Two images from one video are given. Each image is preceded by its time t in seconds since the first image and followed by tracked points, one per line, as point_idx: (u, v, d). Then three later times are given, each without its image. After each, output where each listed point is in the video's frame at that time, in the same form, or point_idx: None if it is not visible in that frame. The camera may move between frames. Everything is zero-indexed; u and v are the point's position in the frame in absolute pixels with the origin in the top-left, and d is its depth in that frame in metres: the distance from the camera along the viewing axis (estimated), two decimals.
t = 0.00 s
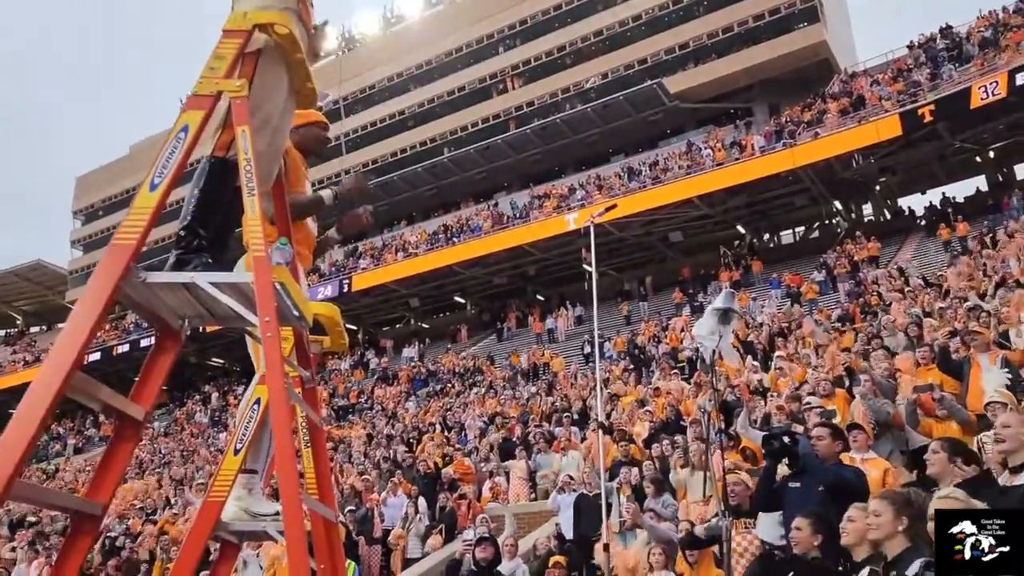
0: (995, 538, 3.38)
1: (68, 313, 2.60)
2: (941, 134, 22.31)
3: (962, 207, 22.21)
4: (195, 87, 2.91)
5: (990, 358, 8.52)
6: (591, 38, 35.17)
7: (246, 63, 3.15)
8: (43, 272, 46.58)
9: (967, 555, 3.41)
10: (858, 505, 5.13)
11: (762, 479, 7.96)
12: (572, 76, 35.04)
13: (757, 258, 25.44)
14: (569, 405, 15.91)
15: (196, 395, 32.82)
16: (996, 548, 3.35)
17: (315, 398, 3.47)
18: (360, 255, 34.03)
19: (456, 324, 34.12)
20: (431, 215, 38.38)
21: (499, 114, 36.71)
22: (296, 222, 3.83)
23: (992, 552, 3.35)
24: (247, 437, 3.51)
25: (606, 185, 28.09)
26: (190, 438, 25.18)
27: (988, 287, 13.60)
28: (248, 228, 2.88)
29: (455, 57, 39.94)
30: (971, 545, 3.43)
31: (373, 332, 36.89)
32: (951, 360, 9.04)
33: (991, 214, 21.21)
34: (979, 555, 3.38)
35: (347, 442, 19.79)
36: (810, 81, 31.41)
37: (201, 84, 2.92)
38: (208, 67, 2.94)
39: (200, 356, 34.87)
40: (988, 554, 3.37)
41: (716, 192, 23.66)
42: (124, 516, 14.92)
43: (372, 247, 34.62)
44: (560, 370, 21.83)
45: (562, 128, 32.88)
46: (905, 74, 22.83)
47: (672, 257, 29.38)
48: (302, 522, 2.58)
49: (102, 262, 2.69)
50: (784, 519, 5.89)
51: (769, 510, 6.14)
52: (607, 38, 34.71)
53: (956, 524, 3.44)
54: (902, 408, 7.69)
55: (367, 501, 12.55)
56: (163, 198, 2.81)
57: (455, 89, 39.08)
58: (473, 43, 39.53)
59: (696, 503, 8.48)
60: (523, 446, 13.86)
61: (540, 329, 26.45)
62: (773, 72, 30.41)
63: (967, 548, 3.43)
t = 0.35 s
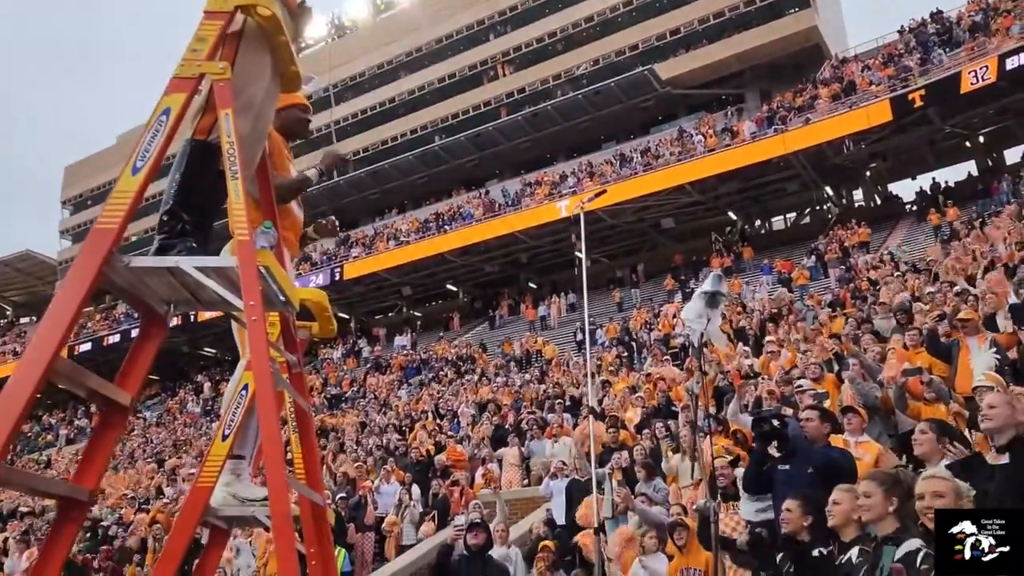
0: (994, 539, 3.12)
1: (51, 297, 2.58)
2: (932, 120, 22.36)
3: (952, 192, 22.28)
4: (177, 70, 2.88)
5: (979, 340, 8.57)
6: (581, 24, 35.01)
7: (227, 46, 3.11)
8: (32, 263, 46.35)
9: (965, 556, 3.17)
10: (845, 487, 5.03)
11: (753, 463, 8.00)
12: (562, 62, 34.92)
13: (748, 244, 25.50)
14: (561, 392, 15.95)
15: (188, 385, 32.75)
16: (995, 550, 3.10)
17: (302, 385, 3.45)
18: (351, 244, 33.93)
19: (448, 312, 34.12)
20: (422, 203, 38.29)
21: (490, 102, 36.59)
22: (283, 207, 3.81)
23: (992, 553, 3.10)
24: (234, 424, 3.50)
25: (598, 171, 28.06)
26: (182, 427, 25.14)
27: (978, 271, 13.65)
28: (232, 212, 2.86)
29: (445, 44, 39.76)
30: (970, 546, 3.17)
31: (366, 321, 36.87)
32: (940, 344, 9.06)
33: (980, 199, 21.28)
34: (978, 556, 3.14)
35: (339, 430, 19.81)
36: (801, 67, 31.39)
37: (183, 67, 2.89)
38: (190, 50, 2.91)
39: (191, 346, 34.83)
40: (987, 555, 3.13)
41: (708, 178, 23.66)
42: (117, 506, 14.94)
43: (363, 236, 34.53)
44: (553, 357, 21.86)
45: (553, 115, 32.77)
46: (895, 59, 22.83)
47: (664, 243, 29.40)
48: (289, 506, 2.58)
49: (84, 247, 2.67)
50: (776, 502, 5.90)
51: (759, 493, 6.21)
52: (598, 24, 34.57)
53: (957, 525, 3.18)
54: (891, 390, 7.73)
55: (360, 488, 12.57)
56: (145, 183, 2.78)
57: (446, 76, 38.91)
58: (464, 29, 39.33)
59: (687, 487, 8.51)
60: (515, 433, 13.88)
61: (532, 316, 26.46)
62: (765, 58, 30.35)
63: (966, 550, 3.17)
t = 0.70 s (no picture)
0: (993, 538, 3.01)
1: (59, 285, 2.62)
2: (938, 107, 22.27)
3: (958, 180, 22.20)
4: (181, 60, 2.90)
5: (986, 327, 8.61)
6: (585, 13, 34.86)
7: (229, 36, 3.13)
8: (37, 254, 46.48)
9: (964, 555, 3.05)
10: (849, 475, 5.13)
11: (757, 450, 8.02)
12: (566, 51, 34.81)
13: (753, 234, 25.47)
14: (566, 381, 15.98)
15: (194, 375, 32.88)
16: (994, 548, 2.98)
17: (306, 372, 3.48)
18: (356, 235, 33.96)
19: (452, 302, 34.18)
20: (426, 193, 38.32)
21: (494, 91, 36.52)
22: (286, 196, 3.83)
23: (990, 552, 2.99)
24: (239, 411, 3.53)
25: (602, 161, 28.02)
26: (189, 418, 25.24)
27: (983, 259, 13.61)
28: (235, 202, 2.88)
29: (449, 33, 39.67)
30: (970, 545, 3.06)
31: (371, 312, 36.95)
32: (945, 331, 9.04)
33: (987, 186, 21.21)
34: (978, 555, 3.02)
35: (344, 420, 19.89)
36: (806, 55, 31.23)
37: (186, 57, 2.91)
38: (193, 40, 2.93)
39: (197, 337, 34.95)
40: (987, 554, 3.01)
41: (712, 167, 23.61)
42: (124, 496, 15.04)
43: (368, 227, 34.53)
44: (557, 347, 21.87)
45: (557, 105, 32.68)
46: (901, 46, 22.72)
47: (669, 232, 29.38)
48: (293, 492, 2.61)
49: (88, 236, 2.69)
50: (779, 491, 5.92)
51: (762, 481, 6.24)
52: (602, 13, 34.42)
53: (955, 523, 3.07)
54: (895, 377, 7.79)
55: (365, 477, 12.64)
56: (149, 173, 2.80)
57: (449, 66, 38.82)
58: (467, 19, 39.22)
59: (691, 475, 8.53)
60: (519, 422, 13.92)
61: (537, 306, 26.48)
62: (770, 46, 30.20)
63: (965, 548, 3.06)
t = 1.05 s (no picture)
0: (992, 539, 3.41)
1: (65, 285, 2.63)
2: (944, 110, 22.20)
3: (963, 183, 22.13)
4: (189, 62, 2.92)
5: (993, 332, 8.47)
6: (591, 14, 34.86)
7: (236, 39, 3.15)
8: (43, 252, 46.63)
9: (963, 555, 3.45)
10: (854, 479, 5.05)
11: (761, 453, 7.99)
12: (572, 53, 34.81)
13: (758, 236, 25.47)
14: (570, 382, 15.97)
15: (198, 374, 32.95)
16: (994, 549, 3.38)
17: (311, 372, 3.49)
18: (361, 234, 33.99)
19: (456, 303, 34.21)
20: (431, 193, 38.36)
21: (499, 92, 36.54)
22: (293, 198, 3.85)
23: (990, 553, 3.39)
24: (244, 413, 3.53)
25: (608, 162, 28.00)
26: (193, 416, 25.31)
27: (987, 263, 13.58)
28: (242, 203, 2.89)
29: (455, 34, 39.74)
30: (970, 544, 3.47)
31: (375, 312, 37.01)
32: (952, 334, 9.05)
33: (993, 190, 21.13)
34: (978, 555, 3.43)
35: (349, 420, 19.94)
36: (813, 58, 31.17)
37: (194, 59, 2.92)
38: (201, 42, 2.94)
39: (202, 336, 35.04)
40: (987, 554, 3.42)
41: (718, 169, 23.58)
42: (129, 494, 15.11)
43: (373, 227, 34.54)
44: (561, 348, 21.88)
45: (562, 106, 32.70)
46: (908, 49, 22.65)
47: (674, 234, 29.37)
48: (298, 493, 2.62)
49: (95, 236, 2.70)
50: (783, 494, 5.91)
51: (766, 483, 6.23)
52: (609, 14, 34.43)
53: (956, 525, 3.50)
54: (899, 381, 7.80)
55: (369, 477, 12.66)
56: (156, 174, 2.82)
57: (456, 66, 38.85)
58: (474, 20, 39.25)
59: (695, 478, 8.53)
60: (523, 423, 13.93)
61: (541, 307, 26.47)
62: (777, 48, 30.13)
63: (965, 549, 3.47)
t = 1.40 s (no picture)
0: (992, 539, 3.42)
1: (91, 291, 2.64)
2: (959, 126, 22.11)
3: (977, 200, 22.03)
4: (216, 70, 2.94)
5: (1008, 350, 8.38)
6: (605, 24, 34.91)
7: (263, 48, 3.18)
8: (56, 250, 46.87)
9: (964, 555, 3.45)
10: (868, 498, 5.04)
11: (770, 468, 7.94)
12: (586, 62, 34.85)
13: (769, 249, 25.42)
14: (577, 391, 15.94)
15: (207, 374, 33.02)
16: (995, 549, 3.38)
17: (328, 379, 3.50)
18: (371, 239, 34.07)
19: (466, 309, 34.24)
20: (443, 199, 38.44)
21: (512, 100, 36.60)
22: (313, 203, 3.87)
23: (991, 553, 3.39)
24: (260, 419, 3.54)
25: (620, 172, 27.99)
26: (200, 416, 25.36)
27: (999, 281, 13.53)
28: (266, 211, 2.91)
29: (468, 41, 39.87)
30: (971, 545, 3.47)
31: (384, 316, 37.04)
32: (967, 352, 9.05)
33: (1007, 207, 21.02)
34: (978, 555, 3.43)
35: (355, 424, 19.92)
36: (827, 71, 31.12)
37: (221, 68, 2.94)
38: (228, 51, 2.97)
39: (211, 337, 35.13)
40: (987, 554, 3.42)
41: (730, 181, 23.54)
42: (136, 493, 15.13)
43: (383, 231, 34.54)
44: (569, 356, 21.84)
45: (575, 114, 32.72)
46: (922, 65, 22.59)
47: (684, 245, 29.32)
48: (314, 497, 2.64)
49: (121, 242, 2.72)
50: (794, 511, 5.88)
51: (777, 500, 6.21)
52: (623, 24, 34.47)
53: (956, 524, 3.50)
54: (912, 399, 7.73)
55: (376, 483, 12.63)
56: (183, 180, 2.83)
57: (470, 73, 38.94)
58: (488, 27, 39.37)
59: (704, 492, 8.48)
60: (530, 432, 13.89)
61: (550, 315, 26.43)
62: (792, 60, 30.06)
63: (965, 548, 3.46)
